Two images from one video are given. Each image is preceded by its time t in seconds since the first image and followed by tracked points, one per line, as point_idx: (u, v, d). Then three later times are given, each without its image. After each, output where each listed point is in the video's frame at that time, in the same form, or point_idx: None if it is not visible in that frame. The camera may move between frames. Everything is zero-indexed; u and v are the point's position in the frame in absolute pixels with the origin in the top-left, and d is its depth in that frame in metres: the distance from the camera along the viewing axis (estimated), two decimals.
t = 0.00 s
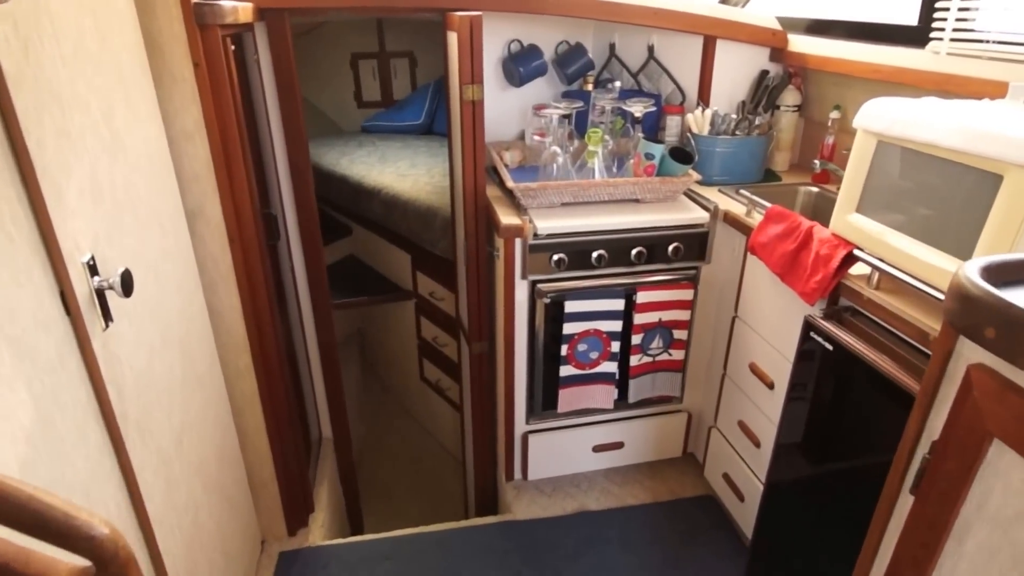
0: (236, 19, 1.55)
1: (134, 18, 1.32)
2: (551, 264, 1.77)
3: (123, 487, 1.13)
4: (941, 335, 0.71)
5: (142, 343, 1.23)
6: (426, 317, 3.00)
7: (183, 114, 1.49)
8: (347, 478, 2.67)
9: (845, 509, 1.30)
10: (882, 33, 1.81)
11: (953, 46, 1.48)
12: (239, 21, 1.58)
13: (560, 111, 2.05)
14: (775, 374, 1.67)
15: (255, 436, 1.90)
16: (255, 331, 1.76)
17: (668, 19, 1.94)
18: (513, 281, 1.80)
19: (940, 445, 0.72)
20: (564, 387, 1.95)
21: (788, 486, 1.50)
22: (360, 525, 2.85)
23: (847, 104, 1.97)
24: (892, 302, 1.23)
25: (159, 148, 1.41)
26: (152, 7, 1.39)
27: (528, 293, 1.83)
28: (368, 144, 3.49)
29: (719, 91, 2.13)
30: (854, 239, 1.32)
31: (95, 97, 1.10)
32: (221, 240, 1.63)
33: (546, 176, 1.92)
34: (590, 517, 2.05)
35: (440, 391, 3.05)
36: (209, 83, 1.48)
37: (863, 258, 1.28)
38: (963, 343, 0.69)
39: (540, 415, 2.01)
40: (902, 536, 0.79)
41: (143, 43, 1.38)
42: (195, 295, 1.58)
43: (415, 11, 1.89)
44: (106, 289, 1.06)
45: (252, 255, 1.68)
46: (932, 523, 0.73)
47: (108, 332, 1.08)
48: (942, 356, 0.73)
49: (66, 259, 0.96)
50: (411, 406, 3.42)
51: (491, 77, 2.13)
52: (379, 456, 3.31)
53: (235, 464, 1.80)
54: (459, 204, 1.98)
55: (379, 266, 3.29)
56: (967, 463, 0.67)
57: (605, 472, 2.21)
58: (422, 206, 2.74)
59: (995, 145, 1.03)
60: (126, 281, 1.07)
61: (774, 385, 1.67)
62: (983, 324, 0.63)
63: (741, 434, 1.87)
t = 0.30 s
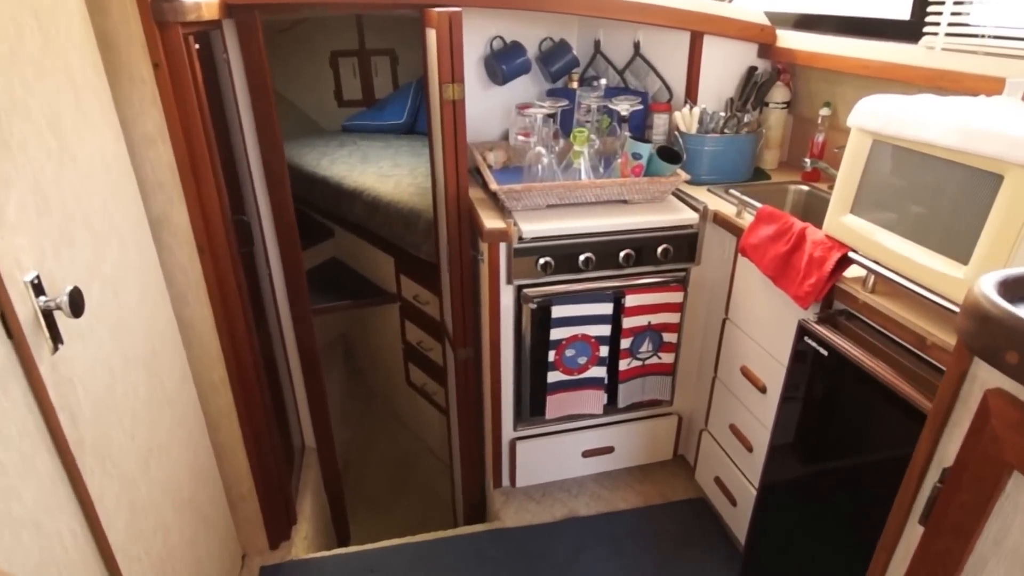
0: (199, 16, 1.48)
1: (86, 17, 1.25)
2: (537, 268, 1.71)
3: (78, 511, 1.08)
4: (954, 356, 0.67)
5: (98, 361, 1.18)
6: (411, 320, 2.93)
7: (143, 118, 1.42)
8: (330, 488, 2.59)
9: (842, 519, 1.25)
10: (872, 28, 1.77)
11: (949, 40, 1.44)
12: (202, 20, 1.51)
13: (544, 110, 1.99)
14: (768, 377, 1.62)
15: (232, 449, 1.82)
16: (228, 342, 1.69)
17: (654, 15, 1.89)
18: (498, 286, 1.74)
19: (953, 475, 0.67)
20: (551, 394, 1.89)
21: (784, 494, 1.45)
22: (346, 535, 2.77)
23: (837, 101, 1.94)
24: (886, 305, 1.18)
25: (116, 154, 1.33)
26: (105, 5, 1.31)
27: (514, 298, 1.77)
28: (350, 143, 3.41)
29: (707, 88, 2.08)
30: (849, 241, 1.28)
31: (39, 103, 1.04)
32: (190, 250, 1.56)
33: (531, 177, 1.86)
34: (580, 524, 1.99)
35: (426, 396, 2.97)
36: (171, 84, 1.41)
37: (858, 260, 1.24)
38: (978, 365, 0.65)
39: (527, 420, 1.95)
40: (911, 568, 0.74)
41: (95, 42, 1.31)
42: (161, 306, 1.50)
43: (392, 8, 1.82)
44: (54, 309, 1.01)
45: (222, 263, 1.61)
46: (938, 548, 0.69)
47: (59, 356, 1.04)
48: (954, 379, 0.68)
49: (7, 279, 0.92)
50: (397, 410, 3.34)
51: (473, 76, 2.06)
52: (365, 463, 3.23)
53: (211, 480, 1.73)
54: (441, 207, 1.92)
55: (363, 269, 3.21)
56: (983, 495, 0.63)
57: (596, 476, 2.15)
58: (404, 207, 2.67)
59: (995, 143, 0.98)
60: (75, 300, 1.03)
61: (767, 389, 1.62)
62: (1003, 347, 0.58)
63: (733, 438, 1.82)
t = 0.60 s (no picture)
0: (166, 15, 1.41)
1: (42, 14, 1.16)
2: (524, 273, 1.66)
3: (40, 538, 1.01)
4: (982, 380, 0.64)
5: (56, 375, 1.09)
6: (397, 325, 2.86)
7: (110, 119, 1.34)
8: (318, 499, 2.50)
9: (843, 531, 1.20)
10: (865, 23, 1.73)
11: (947, 35, 1.40)
12: (168, 16, 1.42)
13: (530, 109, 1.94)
14: (761, 382, 1.58)
15: (212, 464, 1.74)
16: (206, 354, 1.60)
17: (642, 11, 1.85)
18: (484, 292, 1.68)
19: (978, 506, 0.63)
20: (540, 402, 1.83)
21: (781, 502, 1.40)
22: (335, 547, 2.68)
23: (828, 98, 1.90)
24: (885, 310, 1.14)
25: (78, 159, 1.25)
26: None
27: (501, 304, 1.71)
28: (332, 144, 3.33)
29: (696, 86, 2.04)
30: (845, 244, 1.24)
31: None
32: (163, 260, 1.49)
33: (517, 179, 1.81)
34: (571, 532, 1.93)
35: (414, 401, 2.90)
36: (136, 84, 1.33)
37: (855, 264, 1.20)
38: (1008, 390, 0.62)
39: (516, 428, 1.89)
40: None
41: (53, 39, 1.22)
42: (131, 318, 1.42)
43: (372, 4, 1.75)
44: (7, 328, 0.94)
45: (197, 271, 1.53)
46: None
47: (14, 376, 0.97)
48: (982, 403, 0.65)
49: None
50: (384, 416, 3.26)
51: (456, 74, 2.00)
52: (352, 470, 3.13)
53: (191, 493, 1.66)
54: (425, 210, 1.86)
55: (347, 272, 3.13)
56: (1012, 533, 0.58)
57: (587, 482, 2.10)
58: (388, 210, 2.60)
59: (999, 143, 0.94)
60: (30, 320, 0.96)
61: (760, 395, 1.59)
62: None
63: (725, 444, 1.77)
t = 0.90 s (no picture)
0: (133, 13, 1.32)
1: None
2: (513, 279, 1.61)
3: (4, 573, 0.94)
4: None
5: (18, 394, 1.01)
6: (383, 329, 2.79)
7: (73, 122, 1.24)
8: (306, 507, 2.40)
9: (849, 545, 1.16)
10: (861, 18, 1.69)
11: (946, 32, 1.37)
12: (135, 14, 1.33)
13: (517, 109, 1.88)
14: (757, 389, 1.53)
15: (193, 482, 1.63)
16: (184, 370, 1.51)
17: (630, 7, 1.80)
18: (471, 299, 1.62)
19: None
20: (531, 411, 1.77)
21: (782, 511, 1.35)
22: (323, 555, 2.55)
23: (821, 95, 1.87)
24: (889, 316, 1.10)
25: (43, 164, 1.17)
26: None
27: (489, 311, 1.66)
28: (314, 145, 3.25)
29: (686, 84, 2.00)
30: (843, 248, 1.21)
31: None
32: (136, 272, 1.38)
33: (505, 182, 1.75)
34: (563, 541, 1.87)
35: (401, 407, 2.82)
36: (102, 85, 1.24)
37: (856, 269, 1.17)
38: None
39: (506, 436, 1.83)
40: None
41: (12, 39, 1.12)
42: (104, 333, 1.32)
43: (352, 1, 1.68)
44: None
45: (172, 281, 1.44)
46: None
47: None
48: None
49: None
50: (372, 421, 3.17)
51: (440, 73, 1.94)
52: (340, 476, 3.01)
53: (173, 512, 1.57)
54: (410, 215, 1.80)
55: (331, 275, 3.05)
56: None
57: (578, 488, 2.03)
58: (372, 212, 2.53)
59: (1009, 145, 0.90)
60: None
61: (755, 401, 1.54)
62: None
63: (719, 450, 1.72)
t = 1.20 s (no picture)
0: (98, 9, 1.24)
1: None
2: (502, 285, 1.55)
3: None
4: None
5: None
6: (371, 334, 2.72)
7: (37, 129, 1.13)
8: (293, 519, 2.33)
9: (861, 559, 1.11)
10: (860, 14, 1.65)
11: (949, 28, 1.33)
12: (101, 11, 1.25)
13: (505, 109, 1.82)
14: (754, 396, 1.48)
15: (175, 505, 1.52)
16: (163, 387, 1.42)
17: (621, 4, 1.75)
18: (460, 306, 1.57)
19: None
20: (523, 420, 1.72)
21: (785, 524, 1.31)
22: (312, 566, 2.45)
23: (814, 94, 1.83)
24: (893, 324, 1.06)
25: (7, 174, 1.06)
26: None
27: (479, 318, 1.60)
28: (298, 145, 3.17)
29: (678, 82, 1.95)
30: (844, 253, 1.17)
31: None
32: (108, 285, 1.28)
33: (493, 185, 1.69)
34: (558, 550, 1.80)
35: (390, 413, 2.76)
36: (68, 88, 1.14)
37: (858, 274, 1.13)
38: None
39: (497, 445, 1.78)
40: None
41: None
42: (79, 352, 1.22)
43: None
44: None
45: (148, 294, 1.35)
46: None
47: None
48: None
49: None
50: (361, 427, 3.10)
51: (426, 72, 1.88)
52: (328, 485, 2.91)
53: (156, 537, 1.47)
54: (396, 219, 1.74)
55: (316, 279, 2.98)
56: None
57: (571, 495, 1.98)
58: (358, 215, 2.47)
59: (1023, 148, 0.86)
60: None
61: (752, 409, 1.49)
62: None
63: (715, 457, 1.65)
